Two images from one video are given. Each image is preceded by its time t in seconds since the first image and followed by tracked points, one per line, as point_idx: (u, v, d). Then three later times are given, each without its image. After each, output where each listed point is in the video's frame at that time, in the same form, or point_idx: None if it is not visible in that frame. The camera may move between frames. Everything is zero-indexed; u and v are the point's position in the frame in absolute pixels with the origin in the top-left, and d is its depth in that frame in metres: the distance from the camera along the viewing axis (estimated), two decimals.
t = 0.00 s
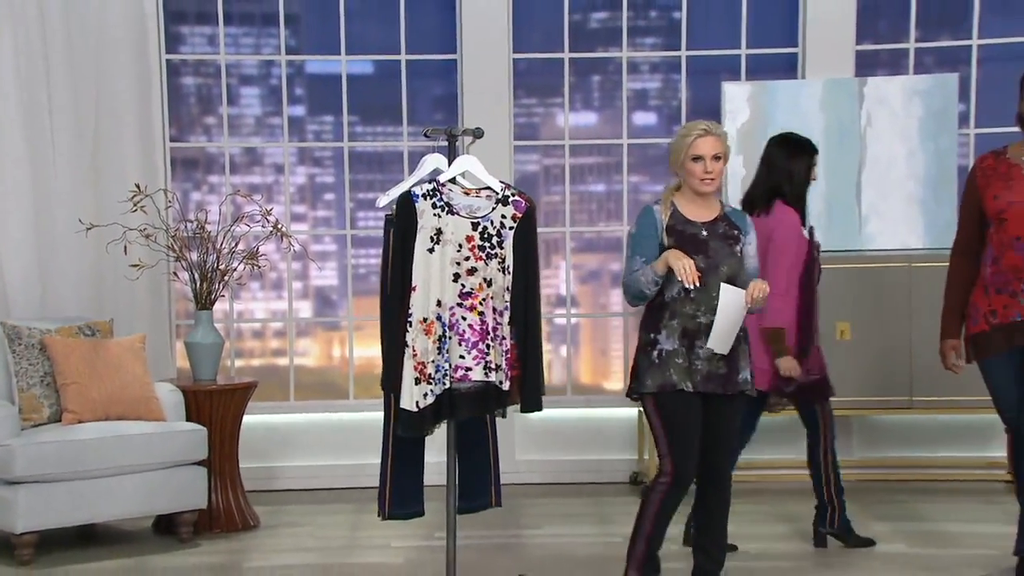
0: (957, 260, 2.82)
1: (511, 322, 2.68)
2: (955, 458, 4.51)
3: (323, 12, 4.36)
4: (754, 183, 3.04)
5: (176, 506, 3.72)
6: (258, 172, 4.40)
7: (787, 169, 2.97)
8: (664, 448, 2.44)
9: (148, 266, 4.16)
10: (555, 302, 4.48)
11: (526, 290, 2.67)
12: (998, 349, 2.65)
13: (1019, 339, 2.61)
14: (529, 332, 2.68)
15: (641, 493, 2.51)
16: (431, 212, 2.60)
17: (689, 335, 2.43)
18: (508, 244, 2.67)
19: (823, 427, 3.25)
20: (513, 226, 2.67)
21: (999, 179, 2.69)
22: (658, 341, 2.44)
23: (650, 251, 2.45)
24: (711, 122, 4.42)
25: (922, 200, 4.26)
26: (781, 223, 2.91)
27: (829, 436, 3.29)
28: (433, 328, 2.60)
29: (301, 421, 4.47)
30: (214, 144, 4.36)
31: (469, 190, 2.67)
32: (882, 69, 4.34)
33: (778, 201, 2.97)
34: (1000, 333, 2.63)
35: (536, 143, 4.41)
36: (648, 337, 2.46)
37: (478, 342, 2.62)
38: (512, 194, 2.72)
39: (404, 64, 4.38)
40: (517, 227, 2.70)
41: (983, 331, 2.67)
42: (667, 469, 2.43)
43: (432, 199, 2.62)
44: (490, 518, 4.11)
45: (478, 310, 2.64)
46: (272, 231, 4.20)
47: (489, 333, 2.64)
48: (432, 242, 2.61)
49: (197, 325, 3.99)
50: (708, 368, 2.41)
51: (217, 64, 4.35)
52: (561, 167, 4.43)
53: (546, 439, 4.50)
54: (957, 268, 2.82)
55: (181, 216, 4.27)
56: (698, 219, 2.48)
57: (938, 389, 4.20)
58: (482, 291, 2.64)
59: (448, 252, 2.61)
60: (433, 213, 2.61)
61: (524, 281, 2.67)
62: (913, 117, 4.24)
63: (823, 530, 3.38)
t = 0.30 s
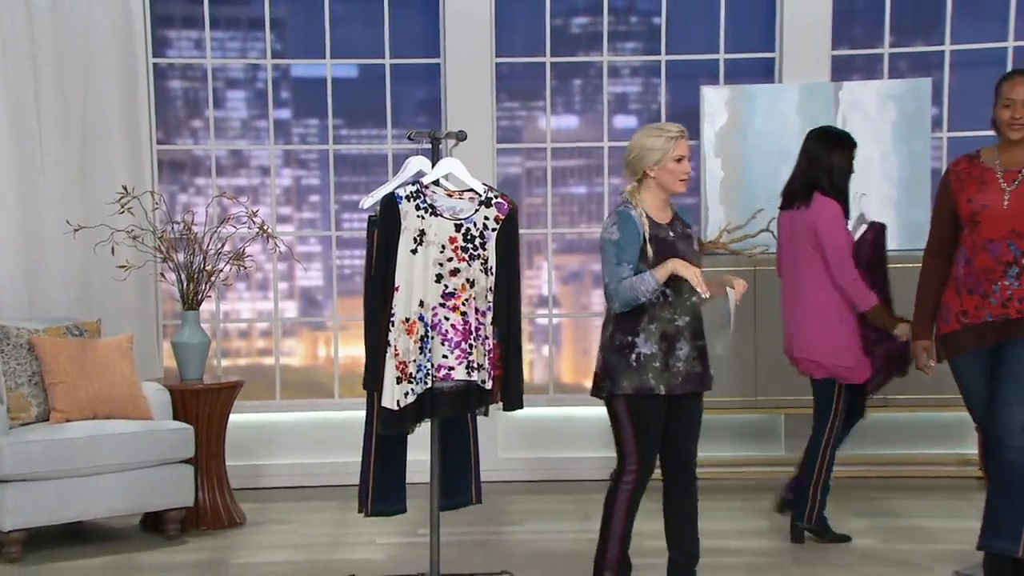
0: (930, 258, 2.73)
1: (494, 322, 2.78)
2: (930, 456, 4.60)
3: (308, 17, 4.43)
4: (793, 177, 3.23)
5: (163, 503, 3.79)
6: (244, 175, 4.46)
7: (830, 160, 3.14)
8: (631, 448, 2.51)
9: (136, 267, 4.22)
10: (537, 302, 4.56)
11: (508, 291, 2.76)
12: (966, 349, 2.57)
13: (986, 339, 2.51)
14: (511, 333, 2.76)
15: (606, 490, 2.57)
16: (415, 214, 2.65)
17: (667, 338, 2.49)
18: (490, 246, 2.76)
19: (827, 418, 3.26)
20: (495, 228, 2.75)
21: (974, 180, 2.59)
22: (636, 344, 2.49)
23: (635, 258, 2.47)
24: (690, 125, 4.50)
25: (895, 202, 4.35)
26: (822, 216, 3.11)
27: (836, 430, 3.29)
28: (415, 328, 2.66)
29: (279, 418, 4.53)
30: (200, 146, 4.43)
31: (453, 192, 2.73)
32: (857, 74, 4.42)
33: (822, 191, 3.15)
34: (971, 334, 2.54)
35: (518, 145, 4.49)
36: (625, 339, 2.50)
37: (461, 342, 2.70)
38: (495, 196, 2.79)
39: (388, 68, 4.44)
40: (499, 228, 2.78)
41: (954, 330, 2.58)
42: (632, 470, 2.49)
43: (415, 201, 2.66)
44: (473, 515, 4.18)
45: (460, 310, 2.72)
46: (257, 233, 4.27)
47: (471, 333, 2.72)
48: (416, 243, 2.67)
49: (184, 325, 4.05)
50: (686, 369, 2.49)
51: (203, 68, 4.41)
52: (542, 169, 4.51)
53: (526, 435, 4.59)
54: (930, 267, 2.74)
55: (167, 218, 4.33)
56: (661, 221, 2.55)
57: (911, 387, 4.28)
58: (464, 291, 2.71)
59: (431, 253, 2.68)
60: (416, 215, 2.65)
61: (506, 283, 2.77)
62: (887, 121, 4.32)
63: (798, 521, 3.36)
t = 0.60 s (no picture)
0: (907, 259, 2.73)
1: (486, 321, 2.82)
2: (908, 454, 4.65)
3: (292, 19, 4.46)
4: (836, 181, 3.31)
5: (148, 503, 3.82)
6: (228, 176, 4.50)
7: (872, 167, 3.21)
8: (612, 445, 2.50)
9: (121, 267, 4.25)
10: (520, 302, 4.60)
11: (498, 291, 2.81)
12: (944, 349, 2.57)
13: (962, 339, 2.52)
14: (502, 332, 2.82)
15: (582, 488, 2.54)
16: (402, 216, 2.67)
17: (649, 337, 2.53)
18: (478, 244, 2.79)
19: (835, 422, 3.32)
20: (483, 227, 2.79)
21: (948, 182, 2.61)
22: (625, 344, 2.49)
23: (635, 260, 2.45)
24: (671, 127, 4.55)
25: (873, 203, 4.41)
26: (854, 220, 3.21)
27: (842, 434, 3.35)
28: (409, 330, 2.69)
29: (261, 419, 4.57)
30: (185, 148, 4.46)
31: (439, 193, 2.78)
32: (835, 76, 4.47)
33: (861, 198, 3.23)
34: (947, 333, 2.54)
35: (500, 147, 4.53)
36: (615, 339, 2.49)
37: (454, 341, 2.73)
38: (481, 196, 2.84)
39: (372, 70, 4.48)
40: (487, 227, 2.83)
41: (930, 330, 2.58)
42: (612, 464, 2.49)
43: (402, 204, 2.69)
44: (456, 513, 4.22)
45: (452, 310, 2.75)
46: (242, 233, 4.30)
47: (464, 332, 2.75)
48: (404, 246, 2.69)
49: (169, 325, 4.09)
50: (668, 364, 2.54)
51: (188, 70, 4.44)
52: (525, 171, 4.55)
53: (509, 434, 4.64)
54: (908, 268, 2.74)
55: (152, 219, 4.36)
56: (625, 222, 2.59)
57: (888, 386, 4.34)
58: (456, 291, 2.75)
59: (420, 254, 2.71)
60: (404, 218, 2.67)
61: (496, 282, 2.82)
62: (866, 123, 4.37)
63: (781, 509, 3.42)
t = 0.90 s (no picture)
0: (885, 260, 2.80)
1: (474, 318, 2.83)
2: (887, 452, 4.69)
3: (274, 20, 4.48)
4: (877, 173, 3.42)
5: (131, 502, 3.83)
6: (211, 177, 4.51)
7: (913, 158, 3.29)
8: (600, 440, 2.55)
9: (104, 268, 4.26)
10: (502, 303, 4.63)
11: (488, 289, 2.82)
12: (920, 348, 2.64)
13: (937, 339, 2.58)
14: (493, 328, 2.83)
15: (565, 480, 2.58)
16: (388, 218, 2.71)
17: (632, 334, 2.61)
18: (465, 243, 2.81)
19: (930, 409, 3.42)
20: (469, 225, 2.82)
21: (922, 184, 2.67)
22: (620, 341, 2.55)
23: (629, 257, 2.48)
24: (652, 127, 4.58)
25: (852, 204, 4.44)
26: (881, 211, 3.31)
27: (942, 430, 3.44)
28: (400, 331, 2.72)
29: (243, 420, 4.58)
30: (168, 148, 4.47)
31: (423, 193, 2.80)
32: (814, 78, 4.51)
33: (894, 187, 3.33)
34: (924, 333, 2.61)
35: (482, 148, 4.55)
36: (611, 336, 2.54)
37: (444, 340, 2.75)
38: (466, 194, 2.86)
39: (354, 71, 4.50)
40: (473, 225, 2.84)
41: (906, 330, 2.65)
42: (598, 459, 2.54)
43: (387, 206, 2.72)
44: (438, 512, 4.24)
45: (441, 309, 2.77)
46: (225, 234, 4.31)
47: (454, 330, 2.77)
48: (391, 247, 2.72)
49: (152, 325, 4.10)
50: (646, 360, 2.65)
51: (170, 70, 4.46)
52: (507, 172, 4.58)
53: (494, 434, 4.66)
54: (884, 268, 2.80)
55: (135, 219, 4.37)
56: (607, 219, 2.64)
57: (868, 385, 4.38)
58: (443, 290, 2.77)
59: (407, 255, 2.74)
60: (390, 219, 2.71)
61: (484, 281, 2.82)
62: (844, 124, 4.42)
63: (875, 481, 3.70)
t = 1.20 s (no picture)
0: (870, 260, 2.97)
1: (454, 318, 2.86)
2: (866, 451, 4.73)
3: (256, 21, 4.49)
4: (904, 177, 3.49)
5: (113, 502, 3.84)
6: (193, 177, 4.52)
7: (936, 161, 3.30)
8: (590, 437, 2.59)
9: (85, 268, 4.26)
10: (483, 303, 4.66)
11: (466, 290, 2.86)
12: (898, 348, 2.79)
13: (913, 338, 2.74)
14: (471, 327, 2.87)
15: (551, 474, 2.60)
16: (369, 218, 2.72)
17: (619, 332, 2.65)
18: (445, 244, 2.83)
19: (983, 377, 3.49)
20: (449, 227, 2.83)
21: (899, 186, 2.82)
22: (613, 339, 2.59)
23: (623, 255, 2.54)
24: (632, 128, 4.61)
25: (831, 204, 4.48)
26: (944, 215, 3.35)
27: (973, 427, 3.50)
28: (379, 331, 2.73)
29: (226, 420, 4.60)
30: (150, 149, 4.48)
31: (404, 194, 2.81)
32: (792, 79, 4.54)
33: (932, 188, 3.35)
34: (898, 332, 2.77)
35: (464, 149, 4.58)
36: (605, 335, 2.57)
37: (423, 340, 2.77)
38: (446, 196, 2.87)
39: (336, 72, 4.52)
40: (453, 226, 2.86)
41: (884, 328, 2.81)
42: (588, 454, 2.57)
43: (368, 206, 2.73)
44: (420, 512, 4.27)
45: (421, 309, 2.78)
46: (207, 234, 4.33)
47: (433, 330, 2.79)
48: (372, 247, 2.73)
49: (134, 325, 4.11)
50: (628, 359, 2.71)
51: (152, 71, 4.47)
52: (488, 173, 4.60)
53: (476, 435, 4.68)
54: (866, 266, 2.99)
55: (117, 219, 4.38)
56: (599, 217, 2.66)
57: (846, 385, 4.42)
58: (423, 291, 2.78)
59: (388, 256, 2.75)
60: (371, 220, 2.72)
61: (464, 283, 2.85)
62: (823, 125, 4.45)
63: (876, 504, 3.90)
